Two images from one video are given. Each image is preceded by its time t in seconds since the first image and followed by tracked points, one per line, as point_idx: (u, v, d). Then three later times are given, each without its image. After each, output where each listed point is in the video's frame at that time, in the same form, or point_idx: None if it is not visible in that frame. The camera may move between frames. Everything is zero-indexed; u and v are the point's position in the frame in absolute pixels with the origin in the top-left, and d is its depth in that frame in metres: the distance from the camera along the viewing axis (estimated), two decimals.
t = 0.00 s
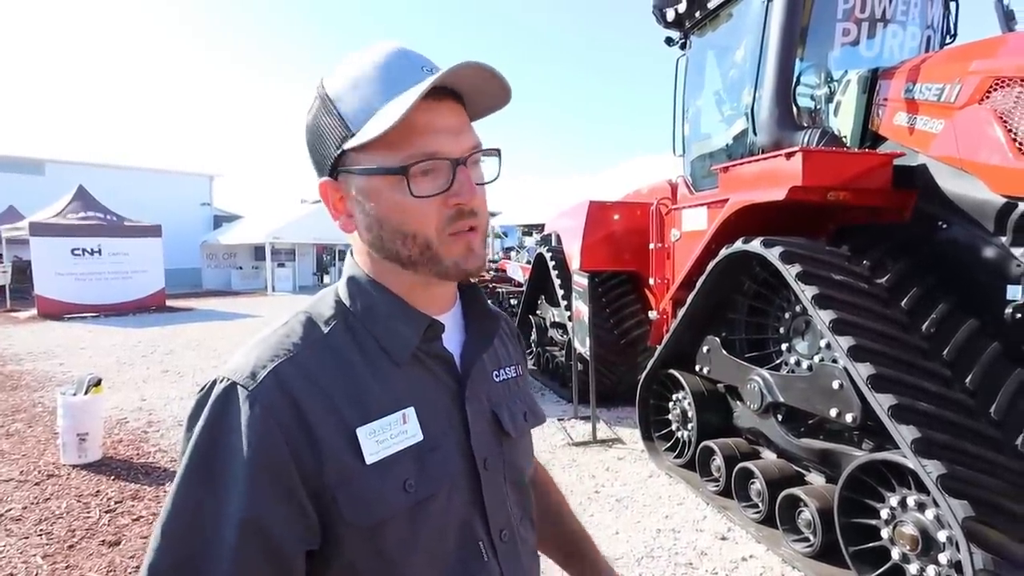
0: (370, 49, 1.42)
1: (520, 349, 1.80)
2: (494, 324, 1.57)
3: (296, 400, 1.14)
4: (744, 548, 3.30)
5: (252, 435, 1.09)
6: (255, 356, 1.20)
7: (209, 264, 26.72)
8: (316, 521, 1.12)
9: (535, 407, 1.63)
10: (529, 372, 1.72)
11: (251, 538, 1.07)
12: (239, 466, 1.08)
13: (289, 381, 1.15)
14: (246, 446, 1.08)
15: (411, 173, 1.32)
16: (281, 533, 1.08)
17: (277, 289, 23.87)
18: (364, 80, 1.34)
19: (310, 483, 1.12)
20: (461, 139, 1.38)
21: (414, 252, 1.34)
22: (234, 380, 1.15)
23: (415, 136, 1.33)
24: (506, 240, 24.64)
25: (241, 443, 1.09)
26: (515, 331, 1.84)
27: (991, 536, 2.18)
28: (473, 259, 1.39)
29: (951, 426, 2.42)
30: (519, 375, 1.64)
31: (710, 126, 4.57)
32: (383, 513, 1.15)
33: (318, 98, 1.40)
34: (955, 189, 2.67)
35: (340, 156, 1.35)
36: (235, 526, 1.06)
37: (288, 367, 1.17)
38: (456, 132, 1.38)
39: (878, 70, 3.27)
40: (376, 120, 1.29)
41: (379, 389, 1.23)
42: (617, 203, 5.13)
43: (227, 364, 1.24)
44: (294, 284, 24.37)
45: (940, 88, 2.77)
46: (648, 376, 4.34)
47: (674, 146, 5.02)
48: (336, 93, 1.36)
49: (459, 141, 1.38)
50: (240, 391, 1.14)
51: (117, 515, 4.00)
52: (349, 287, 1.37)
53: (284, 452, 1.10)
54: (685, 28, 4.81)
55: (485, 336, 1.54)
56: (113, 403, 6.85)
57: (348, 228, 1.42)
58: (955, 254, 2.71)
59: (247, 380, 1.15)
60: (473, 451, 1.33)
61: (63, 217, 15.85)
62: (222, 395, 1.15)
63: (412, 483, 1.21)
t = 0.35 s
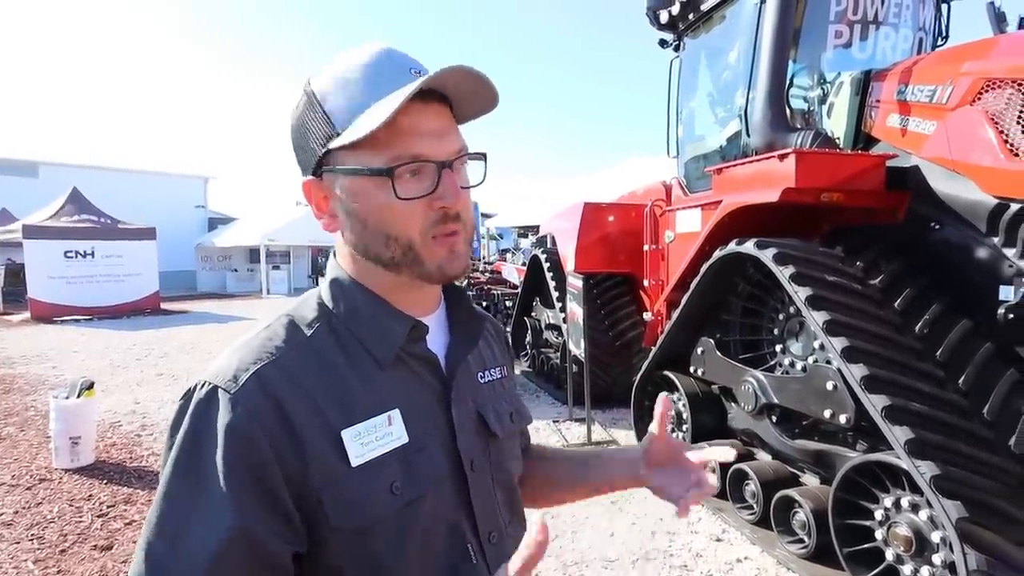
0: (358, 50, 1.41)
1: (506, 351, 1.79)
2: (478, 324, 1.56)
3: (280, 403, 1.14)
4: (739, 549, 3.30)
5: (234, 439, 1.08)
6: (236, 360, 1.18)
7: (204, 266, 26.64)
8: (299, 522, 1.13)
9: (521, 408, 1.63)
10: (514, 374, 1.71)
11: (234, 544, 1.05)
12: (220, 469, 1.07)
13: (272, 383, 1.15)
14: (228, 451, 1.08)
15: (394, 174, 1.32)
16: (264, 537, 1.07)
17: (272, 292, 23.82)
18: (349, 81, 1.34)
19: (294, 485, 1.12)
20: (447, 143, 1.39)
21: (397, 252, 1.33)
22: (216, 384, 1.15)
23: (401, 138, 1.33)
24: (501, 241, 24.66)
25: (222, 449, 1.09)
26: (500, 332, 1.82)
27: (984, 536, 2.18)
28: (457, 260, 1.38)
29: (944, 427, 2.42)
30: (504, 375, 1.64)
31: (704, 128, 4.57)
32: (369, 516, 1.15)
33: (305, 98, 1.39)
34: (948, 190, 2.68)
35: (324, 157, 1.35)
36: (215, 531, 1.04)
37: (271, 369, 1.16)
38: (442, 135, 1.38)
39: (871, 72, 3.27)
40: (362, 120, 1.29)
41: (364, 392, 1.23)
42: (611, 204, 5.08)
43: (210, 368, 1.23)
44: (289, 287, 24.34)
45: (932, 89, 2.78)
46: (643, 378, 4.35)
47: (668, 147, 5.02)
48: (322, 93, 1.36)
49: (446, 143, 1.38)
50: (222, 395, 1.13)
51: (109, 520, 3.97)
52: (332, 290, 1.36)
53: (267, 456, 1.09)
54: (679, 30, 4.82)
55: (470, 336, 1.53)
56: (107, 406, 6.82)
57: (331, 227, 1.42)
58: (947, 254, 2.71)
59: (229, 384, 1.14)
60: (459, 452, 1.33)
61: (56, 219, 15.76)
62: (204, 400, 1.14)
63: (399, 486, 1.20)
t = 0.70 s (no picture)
0: (334, 52, 1.42)
1: (497, 354, 1.79)
2: (470, 326, 1.56)
3: (269, 413, 1.13)
4: (735, 551, 3.31)
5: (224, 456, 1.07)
6: (224, 371, 1.18)
7: (200, 268, 26.60)
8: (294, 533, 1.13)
9: (512, 409, 1.63)
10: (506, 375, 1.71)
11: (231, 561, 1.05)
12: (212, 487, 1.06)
13: (261, 394, 1.14)
14: (217, 465, 1.07)
15: (383, 173, 1.32)
16: (259, 552, 1.08)
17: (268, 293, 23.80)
18: (329, 81, 1.34)
19: (284, 498, 1.11)
20: (433, 140, 1.39)
21: (386, 251, 1.33)
22: (203, 397, 1.13)
23: (388, 136, 1.33)
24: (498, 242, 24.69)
25: (212, 463, 1.08)
26: (491, 335, 1.83)
27: (979, 537, 2.18)
28: (446, 257, 1.39)
29: (939, 429, 2.42)
30: (495, 378, 1.63)
31: (700, 130, 4.58)
32: (361, 526, 1.15)
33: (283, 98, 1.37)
34: (942, 192, 2.68)
35: (308, 157, 1.33)
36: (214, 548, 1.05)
37: (260, 381, 1.16)
38: (427, 134, 1.39)
39: (866, 73, 3.28)
40: (351, 118, 1.29)
41: (355, 400, 1.22)
42: (607, 206, 5.09)
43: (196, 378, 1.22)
44: (286, 288, 24.33)
45: (927, 91, 2.78)
46: (639, 380, 4.35)
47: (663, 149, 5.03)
48: (301, 92, 1.34)
49: (431, 141, 1.39)
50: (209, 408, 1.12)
51: (101, 524, 3.95)
52: (320, 296, 1.35)
53: (258, 469, 1.09)
54: (674, 31, 4.82)
55: (463, 338, 1.53)
56: (101, 409, 6.79)
57: (314, 230, 1.40)
58: (942, 256, 2.72)
59: (217, 396, 1.13)
60: (451, 456, 1.32)
61: (51, 221, 15.71)
62: (190, 414, 1.12)
63: (392, 493, 1.20)
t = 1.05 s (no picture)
0: (355, 68, 1.42)
1: (514, 362, 1.77)
2: (485, 334, 1.55)
3: (295, 417, 1.13)
4: (757, 560, 3.25)
5: (253, 455, 1.07)
6: (250, 377, 1.18)
7: (224, 273, 26.96)
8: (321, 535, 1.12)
9: (528, 416, 1.62)
10: (522, 382, 1.70)
11: (263, 562, 1.05)
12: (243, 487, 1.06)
13: (287, 398, 1.14)
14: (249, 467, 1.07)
15: (397, 184, 1.32)
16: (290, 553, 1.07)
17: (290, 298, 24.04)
18: (347, 96, 1.34)
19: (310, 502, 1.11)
20: (447, 151, 1.39)
21: (401, 261, 1.32)
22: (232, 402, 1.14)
23: (401, 147, 1.33)
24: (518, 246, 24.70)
25: (243, 465, 1.08)
26: (506, 342, 1.81)
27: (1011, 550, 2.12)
28: (461, 267, 1.38)
29: (968, 437, 2.36)
30: (511, 385, 1.62)
31: (720, 133, 4.53)
32: (380, 530, 1.14)
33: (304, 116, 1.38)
34: (971, 195, 2.62)
35: (326, 171, 1.34)
36: (249, 549, 1.05)
37: (286, 385, 1.16)
38: (441, 144, 1.39)
39: (890, 74, 3.23)
40: (365, 131, 1.29)
41: (372, 406, 1.22)
42: (625, 210, 5.06)
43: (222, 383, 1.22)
44: (307, 293, 24.56)
45: (953, 92, 2.72)
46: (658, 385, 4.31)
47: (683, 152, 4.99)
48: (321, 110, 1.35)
49: (445, 151, 1.39)
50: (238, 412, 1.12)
51: (132, 522, 4.00)
52: (339, 305, 1.35)
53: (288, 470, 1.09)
54: (693, 34, 4.79)
55: (477, 346, 1.52)
56: (130, 410, 6.90)
57: (334, 242, 1.41)
58: (970, 259, 2.65)
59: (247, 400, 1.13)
60: (467, 461, 1.31)
61: (81, 227, 16.03)
62: (219, 417, 1.13)
63: (410, 498, 1.19)
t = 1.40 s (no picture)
0: (355, 77, 1.45)
1: (515, 365, 1.79)
2: (485, 339, 1.56)
3: (298, 423, 1.16)
4: (762, 562, 3.26)
5: (255, 457, 1.11)
6: (254, 382, 1.21)
7: (230, 275, 27.08)
8: (323, 537, 1.16)
9: (530, 419, 1.64)
10: (524, 385, 1.71)
11: (268, 560, 1.09)
12: (246, 489, 1.10)
13: (291, 405, 1.17)
14: (255, 472, 1.10)
15: (398, 192, 1.34)
16: (295, 551, 1.11)
17: (296, 300, 24.13)
18: (347, 105, 1.37)
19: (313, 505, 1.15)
20: (447, 158, 1.41)
21: (405, 268, 1.35)
22: (238, 407, 1.17)
23: (402, 156, 1.35)
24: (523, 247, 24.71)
25: (247, 471, 1.11)
26: (507, 345, 1.83)
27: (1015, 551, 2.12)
28: (463, 273, 1.40)
29: (972, 439, 2.36)
30: (512, 389, 1.63)
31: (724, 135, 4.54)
32: (379, 534, 1.17)
33: (306, 125, 1.42)
34: (975, 197, 2.62)
35: (330, 179, 1.37)
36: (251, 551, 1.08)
37: (290, 392, 1.19)
38: (442, 152, 1.41)
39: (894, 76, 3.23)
40: (368, 139, 1.32)
41: (372, 411, 1.24)
42: (630, 213, 5.11)
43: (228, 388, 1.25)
44: (313, 295, 24.65)
45: (956, 94, 2.73)
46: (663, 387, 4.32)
47: (687, 154, 5.00)
48: (322, 119, 1.38)
49: (446, 159, 1.41)
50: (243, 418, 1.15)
51: (137, 525, 4.04)
52: (342, 311, 1.37)
53: (292, 475, 1.12)
54: (698, 37, 4.80)
55: (478, 351, 1.54)
56: (136, 413, 6.95)
57: (339, 250, 1.43)
58: (974, 261, 2.66)
59: (251, 406, 1.16)
60: (466, 467, 1.33)
61: (88, 230, 16.14)
62: (220, 421, 1.17)
63: (409, 501, 1.22)
